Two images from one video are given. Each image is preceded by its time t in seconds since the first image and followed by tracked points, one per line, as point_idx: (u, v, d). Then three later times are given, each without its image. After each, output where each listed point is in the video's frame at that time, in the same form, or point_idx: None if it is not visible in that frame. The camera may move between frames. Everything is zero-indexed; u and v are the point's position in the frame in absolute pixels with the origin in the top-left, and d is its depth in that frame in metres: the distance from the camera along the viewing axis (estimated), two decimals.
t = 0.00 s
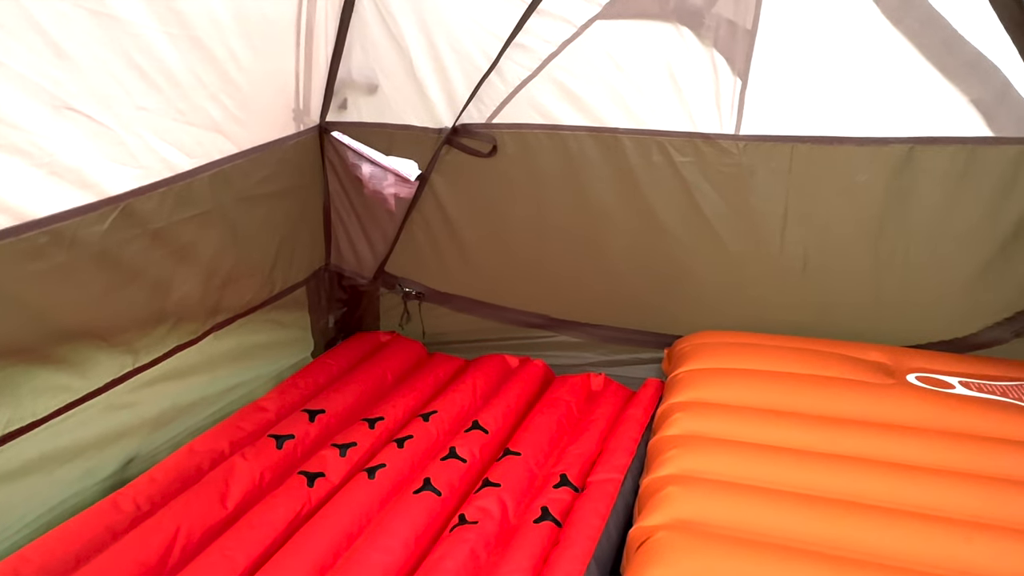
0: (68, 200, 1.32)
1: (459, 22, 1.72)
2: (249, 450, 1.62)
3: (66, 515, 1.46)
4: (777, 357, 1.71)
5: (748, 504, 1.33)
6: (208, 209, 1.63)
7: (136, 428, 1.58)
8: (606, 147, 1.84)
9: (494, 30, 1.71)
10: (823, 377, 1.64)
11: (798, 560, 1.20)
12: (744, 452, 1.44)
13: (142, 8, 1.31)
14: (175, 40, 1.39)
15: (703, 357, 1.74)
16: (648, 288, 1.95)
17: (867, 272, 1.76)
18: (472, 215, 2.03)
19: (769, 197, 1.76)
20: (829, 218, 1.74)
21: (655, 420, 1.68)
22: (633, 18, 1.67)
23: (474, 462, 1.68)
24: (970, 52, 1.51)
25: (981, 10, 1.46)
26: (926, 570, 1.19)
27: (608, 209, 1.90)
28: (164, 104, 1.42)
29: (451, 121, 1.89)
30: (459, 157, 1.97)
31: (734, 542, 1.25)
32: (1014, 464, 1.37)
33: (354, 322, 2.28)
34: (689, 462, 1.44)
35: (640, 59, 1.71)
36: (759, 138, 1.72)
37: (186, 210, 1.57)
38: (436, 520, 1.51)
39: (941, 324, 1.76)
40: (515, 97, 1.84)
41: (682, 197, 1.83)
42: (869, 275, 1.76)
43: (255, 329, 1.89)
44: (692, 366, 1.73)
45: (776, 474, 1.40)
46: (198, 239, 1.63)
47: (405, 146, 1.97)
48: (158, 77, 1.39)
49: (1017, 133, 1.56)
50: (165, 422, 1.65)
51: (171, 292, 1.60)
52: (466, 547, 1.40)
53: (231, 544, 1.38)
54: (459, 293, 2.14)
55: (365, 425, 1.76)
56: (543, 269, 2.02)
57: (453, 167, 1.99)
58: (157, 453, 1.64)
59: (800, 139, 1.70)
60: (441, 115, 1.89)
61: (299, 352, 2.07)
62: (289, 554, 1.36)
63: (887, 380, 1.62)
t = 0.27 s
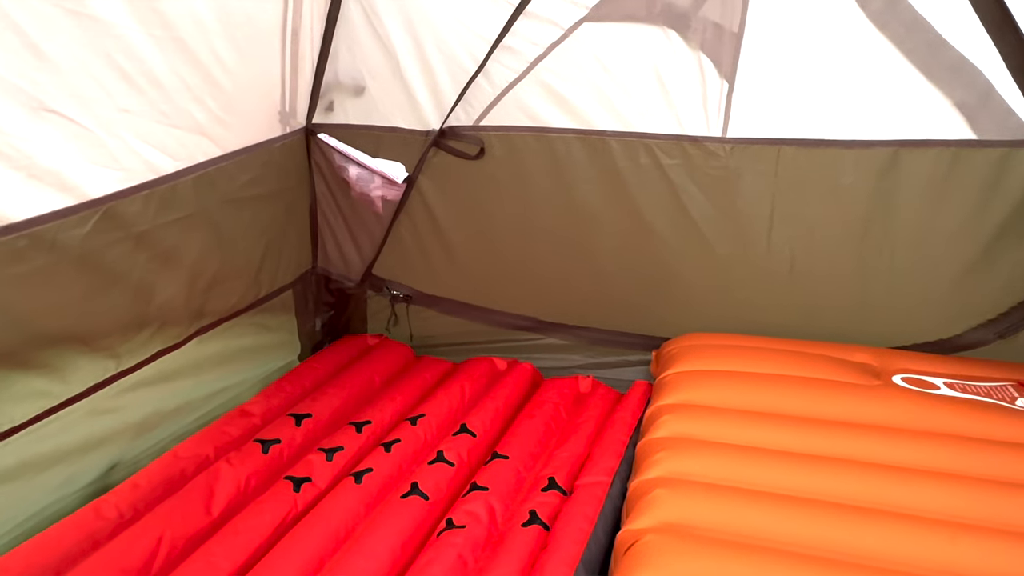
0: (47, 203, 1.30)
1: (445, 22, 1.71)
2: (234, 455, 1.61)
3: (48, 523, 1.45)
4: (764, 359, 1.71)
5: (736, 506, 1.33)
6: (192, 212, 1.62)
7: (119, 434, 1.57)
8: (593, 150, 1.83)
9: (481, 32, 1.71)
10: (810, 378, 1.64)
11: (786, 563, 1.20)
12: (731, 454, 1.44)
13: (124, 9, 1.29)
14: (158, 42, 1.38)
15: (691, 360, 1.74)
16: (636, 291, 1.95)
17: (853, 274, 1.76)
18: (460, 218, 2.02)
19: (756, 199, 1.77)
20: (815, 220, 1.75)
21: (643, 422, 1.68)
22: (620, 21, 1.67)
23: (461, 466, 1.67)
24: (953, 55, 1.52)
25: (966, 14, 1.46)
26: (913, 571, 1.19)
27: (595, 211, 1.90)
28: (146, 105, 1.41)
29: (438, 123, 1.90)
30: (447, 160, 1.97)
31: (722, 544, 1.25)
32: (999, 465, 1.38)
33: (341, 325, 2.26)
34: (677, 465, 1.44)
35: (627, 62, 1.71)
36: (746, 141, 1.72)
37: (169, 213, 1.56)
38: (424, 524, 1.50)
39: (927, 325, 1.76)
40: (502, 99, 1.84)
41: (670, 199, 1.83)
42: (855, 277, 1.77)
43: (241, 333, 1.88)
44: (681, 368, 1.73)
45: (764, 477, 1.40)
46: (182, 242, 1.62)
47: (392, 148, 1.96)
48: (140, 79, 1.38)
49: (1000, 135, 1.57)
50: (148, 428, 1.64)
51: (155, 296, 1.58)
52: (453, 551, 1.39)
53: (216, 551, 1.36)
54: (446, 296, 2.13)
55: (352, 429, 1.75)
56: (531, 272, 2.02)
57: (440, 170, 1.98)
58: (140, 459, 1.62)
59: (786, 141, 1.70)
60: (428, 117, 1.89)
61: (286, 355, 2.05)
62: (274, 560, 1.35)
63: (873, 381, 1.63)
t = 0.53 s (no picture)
0: (27, 205, 1.28)
1: (433, 23, 1.71)
2: (219, 460, 1.59)
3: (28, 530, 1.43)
4: (752, 360, 1.71)
5: (723, 508, 1.33)
6: (175, 215, 1.60)
7: (101, 440, 1.55)
8: (580, 152, 1.83)
9: (467, 34, 1.71)
10: (797, 380, 1.64)
11: (772, 564, 1.20)
12: (719, 456, 1.44)
13: (105, 9, 1.28)
14: (139, 42, 1.37)
15: (679, 361, 1.74)
16: (623, 293, 1.95)
17: (839, 275, 1.77)
18: (447, 220, 2.01)
19: (742, 201, 1.77)
20: (801, 222, 1.75)
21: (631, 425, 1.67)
22: (607, 23, 1.67)
23: (449, 469, 1.66)
24: (935, 58, 1.52)
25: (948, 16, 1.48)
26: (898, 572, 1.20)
27: (583, 213, 1.89)
28: (128, 106, 1.40)
29: (425, 125, 1.89)
30: (434, 162, 1.96)
31: (709, 547, 1.25)
32: (983, 466, 1.39)
33: (328, 328, 2.25)
34: (664, 467, 1.43)
35: (613, 64, 1.71)
36: (732, 143, 1.73)
37: (152, 215, 1.54)
38: (411, 528, 1.49)
39: (913, 326, 1.77)
40: (489, 102, 1.83)
41: (657, 201, 1.83)
42: (841, 279, 1.77)
43: (226, 336, 1.86)
44: (668, 370, 1.72)
45: (751, 478, 1.40)
46: (165, 245, 1.60)
47: (378, 150, 1.95)
48: (121, 80, 1.36)
49: (982, 137, 1.58)
50: (131, 433, 1.62)
51: (138, 299, 1.56)
52: (440, 555, 1.38)
53: (200, 557, 1.35)
54: (434, 298, 2.12)
55: (338, 433, 1.74)
56: (519, 274, 2.01)
57: (428, 172, 1.97)
58: (123, 465, 1.60)
59: (772, 143, 1.70)
60: (416, 119, 1.88)
61: (271, 359, 2.03)
62: (259, 566, 1.34)
63: (859, 382, 1.63)
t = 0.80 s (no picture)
0: (6, 209, 1.27)
1: (420, 25, 1.70)
2: (205, 465, 1.58)
3: (10, 538, 1.41)
4: (739, 362, 1.72)
5: (710, 510, 1.33)
6: (159, 218, 1.60)
7: (84, 446, 1.54)
8: (567, 155, 1.84)
9: (455, 37, 1.70)
10: (783, 381, 1.65)
11: (758, 566, 1.21)
12: (706, 458, 1.45)
13: (86, 11, 1.27)
14: (121, 44, 1.36)
15: (666, 364, 1.74)
16: (611, 295, 1.95)
17: (825, 277, 1.78)
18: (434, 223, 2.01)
19: (728, 204, 1.78)
20: (787, 225, 1.76)
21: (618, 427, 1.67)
22: (594, 27, 1.67)
23: (437, 473, 1.65)
24: (918, 62, 1.53)
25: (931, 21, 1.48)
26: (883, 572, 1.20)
27: (570, 216, 1.89)
28: (109, 109, 1.39)
29: (412, 128, 1.88)
30: (421, 165, 1.96)
31: (696, 548, 1.25)
32: (967, 466, 1.40)
33: (315, 331, 2.24)
34: (651, 469, 1.44)
35: (600, 66, 1.72)
36: (718, 146, 1.73)
37: (135, 219, 1.53)
38: (398, 533, 1.48)
39: (898, 327, 1.78)
40: (477, 104, 1.83)
41: (644, 204, 1.83)
42: (827, 281, 1.78)
43: (211, 340, 1.85)
44: (656, 372, 1.73)
45: (738, 480, 1.40)
46: (149, 249, 1.59)
47: (366, 154, 1.94)
48: (103, 83, 1.36)
49: (965, 140, 1.60)
50: (115, 439, 1.61)
51: (121, 304, 1.55)
52: (428, 560, 1.38)
53: (185, 563, 1.34)
54: (421, 301, 2.12)
55: (326, 437, 1.73)
56: (506, 277, 2.01)
57: (414, 175, 1.97)
58: (107, 471, 1.59)
59: (758, 146, 1.71)
60: (403, 123, 1.87)
61: (258, 363, 2.02)
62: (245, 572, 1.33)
63: (845, 383, 1.64)
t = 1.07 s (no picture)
0: None
1: (409, 28, 1.70)
2: (191, 470, 1.58)
3: None
4: (727, 364, 1.72)
5: (699, 511, 1.33)
6: (145, 222, 1.59)
7: (68, 451, 1.53)
8: (556, 158, 1.84)
9: (444, 40, 1.70)
10: (771, 382, 1.66)
11: (746, 566, 1.21)
12: (695, 460, 1.45)
13: (69, 13, 1.27)
14: (105, 47, 1.36)
15: (655, 366, 1.74)
16: (600, 298, 1.95)
17: (812, 278, 1.79)
18: (423, 226, 2.00)
19: (716, 206, 1.78)
20: (774, 227, 1.77)
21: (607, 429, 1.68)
22: (581, 30, 1.68)
23: (426, 476, 1.65)
24: (902, 66, 1.54)
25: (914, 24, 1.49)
26: (870, 572, 1.21)
27: (558, 218, 1.90)
28: (94, 113, 1.38)
29: (400, 131, 1.87)
30: (409, 168, 1.95)
31: (685, 550, 1.25)
32: (952, 466, 1.41)
33: (303, 334, 2.23)
34: (640, 471, 1.44)
35: (588, 69, 1.72)
36: (705, 149, 1.74)
37: (121, 223, 1.53)
38: (387, 537, 1.48)
39: (884, 329, 1.79)
40: (466, 107, 1.83)
41: (632, 206, 1.84)
42: (813, 282, 1.79)
43: (198, 345, 1.84)
44: (645, 374, 1.73)
45: (726, 481, 1.40)
46: (135, 253, 1.58)
47: (354, 158, 1.94)
48: (88, 87, 1.35)
49: (949, 144, 1.61)
50: (101, 444, 1.60)
51: (106, 309, 1.54)
52: (417, 564, 1.38)
53: (171, 569, 1.33)
54: (410, 304, 2.11)
55: (314, 441, 1.73)
56: (495, 279, 2.01)
57: (403, 178, 1.97)
58: (92, 477, 1.58)
59: (745, 149, 1.72)
60: (391, 126, 1.87)
61: (246, 367, 2.01)
62: None
63: (832, 384, 1.65)
